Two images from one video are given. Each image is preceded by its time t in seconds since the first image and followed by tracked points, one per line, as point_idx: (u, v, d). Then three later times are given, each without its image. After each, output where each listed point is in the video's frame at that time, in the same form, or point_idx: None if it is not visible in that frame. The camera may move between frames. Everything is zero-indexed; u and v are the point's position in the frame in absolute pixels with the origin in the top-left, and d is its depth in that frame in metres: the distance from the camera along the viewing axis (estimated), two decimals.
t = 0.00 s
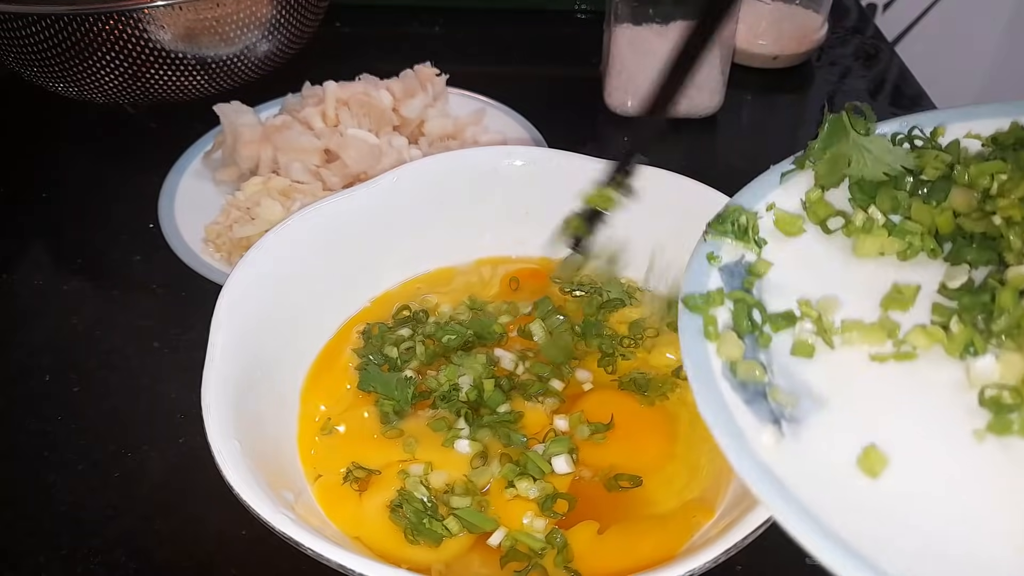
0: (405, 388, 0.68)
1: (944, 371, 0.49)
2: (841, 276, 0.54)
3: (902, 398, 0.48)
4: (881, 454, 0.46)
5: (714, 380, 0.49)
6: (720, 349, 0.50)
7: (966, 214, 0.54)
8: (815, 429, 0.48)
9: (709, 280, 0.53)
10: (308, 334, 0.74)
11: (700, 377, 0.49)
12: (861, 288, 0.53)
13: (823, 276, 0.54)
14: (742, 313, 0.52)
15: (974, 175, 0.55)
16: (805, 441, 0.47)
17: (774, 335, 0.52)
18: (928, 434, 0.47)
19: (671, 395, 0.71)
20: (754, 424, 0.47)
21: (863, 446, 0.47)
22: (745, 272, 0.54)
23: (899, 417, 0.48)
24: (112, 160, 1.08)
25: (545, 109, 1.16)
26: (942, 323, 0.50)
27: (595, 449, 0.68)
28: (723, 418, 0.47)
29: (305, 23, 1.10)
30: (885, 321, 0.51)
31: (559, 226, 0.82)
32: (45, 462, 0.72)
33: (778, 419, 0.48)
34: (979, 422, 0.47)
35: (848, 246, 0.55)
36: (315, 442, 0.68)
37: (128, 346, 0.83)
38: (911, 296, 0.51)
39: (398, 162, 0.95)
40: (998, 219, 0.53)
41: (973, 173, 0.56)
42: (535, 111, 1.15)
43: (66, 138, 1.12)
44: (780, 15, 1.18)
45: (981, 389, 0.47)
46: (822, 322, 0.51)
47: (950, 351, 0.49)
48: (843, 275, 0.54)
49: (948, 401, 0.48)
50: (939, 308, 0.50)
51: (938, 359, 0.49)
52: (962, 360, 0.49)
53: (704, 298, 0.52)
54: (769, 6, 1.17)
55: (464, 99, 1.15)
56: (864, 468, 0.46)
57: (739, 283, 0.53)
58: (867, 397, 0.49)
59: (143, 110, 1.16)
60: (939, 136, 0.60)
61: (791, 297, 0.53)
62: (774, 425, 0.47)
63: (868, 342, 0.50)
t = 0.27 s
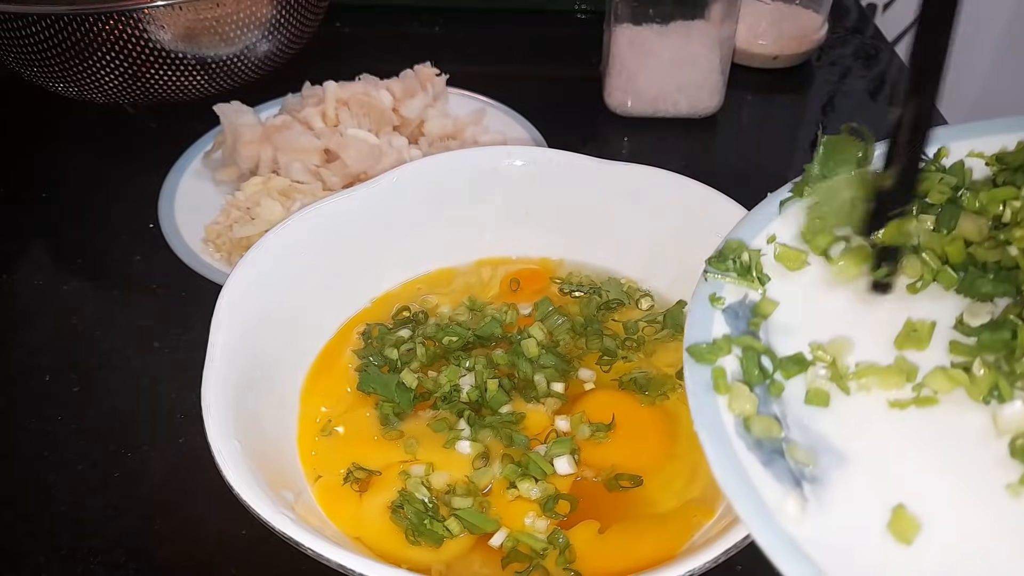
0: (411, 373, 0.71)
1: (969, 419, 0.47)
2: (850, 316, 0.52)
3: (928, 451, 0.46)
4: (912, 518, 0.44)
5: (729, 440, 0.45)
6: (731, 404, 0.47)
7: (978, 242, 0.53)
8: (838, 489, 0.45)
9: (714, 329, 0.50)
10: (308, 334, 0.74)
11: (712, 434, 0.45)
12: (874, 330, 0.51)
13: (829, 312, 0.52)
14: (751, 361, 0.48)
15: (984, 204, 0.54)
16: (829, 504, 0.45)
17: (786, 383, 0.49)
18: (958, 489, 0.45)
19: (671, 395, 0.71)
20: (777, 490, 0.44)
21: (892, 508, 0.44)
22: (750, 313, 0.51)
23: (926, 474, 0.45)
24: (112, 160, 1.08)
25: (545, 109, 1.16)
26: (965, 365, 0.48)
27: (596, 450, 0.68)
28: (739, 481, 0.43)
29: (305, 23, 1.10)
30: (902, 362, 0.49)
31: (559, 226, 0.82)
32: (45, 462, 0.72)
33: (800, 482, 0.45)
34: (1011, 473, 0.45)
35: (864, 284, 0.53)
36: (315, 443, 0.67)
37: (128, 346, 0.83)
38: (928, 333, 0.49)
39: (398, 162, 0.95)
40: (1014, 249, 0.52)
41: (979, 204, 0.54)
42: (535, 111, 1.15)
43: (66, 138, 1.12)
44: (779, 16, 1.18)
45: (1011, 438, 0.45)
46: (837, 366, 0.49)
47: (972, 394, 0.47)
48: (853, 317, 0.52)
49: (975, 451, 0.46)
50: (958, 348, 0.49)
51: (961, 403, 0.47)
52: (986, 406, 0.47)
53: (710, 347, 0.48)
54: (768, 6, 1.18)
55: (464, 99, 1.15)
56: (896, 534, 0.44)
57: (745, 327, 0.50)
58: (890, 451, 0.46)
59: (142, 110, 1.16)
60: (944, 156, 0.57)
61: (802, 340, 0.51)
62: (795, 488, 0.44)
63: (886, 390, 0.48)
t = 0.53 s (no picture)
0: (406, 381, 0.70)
1: (956, 450, 0.49)
2: (835, 339, 0.52)
3: (916, 487, 0.48)
4: (902, 561, 0.46)
5: (719, 485, 0.44)
6: (721, 444, 0.46)
7: (961, 264, 0.53)
8: (830, 531, 0.46)
9: (702, 362, 0.49)
10: (308, 334, 0.74)
11: (707, 483, 0.44)
12: (861, 352, 0.52)
13: (812, 335, 0.52)
14: (739, 399, 0.48)
15: (968, 225, 0.52)
16: (822, 548, 0.46)
17: (774, 417, 0.49)
18: (943, 523, 0.47)
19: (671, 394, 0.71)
20: (771, 539, 0.44)
21: (883, 551, 0.46)
22: (736, 341, 0.50)
23: (912, 512, 0.48)
24: (112, 160, 1.08)
25: (544, 109, 1.16)
26: (953, 396, 0.50)
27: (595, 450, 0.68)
28: (734, 531, 0.43)
29: (305, 22, 1.10)
30: (890, 394, 0.50)
31: (558, 226, 0.82)
32: (45, 462, 0.72)
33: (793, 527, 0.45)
34: (999, 509, 0.47)
35: (848, 307, 0.53)
36: (315, 443, 0.67)
37: (128, 346, 0.83)
38: (914, 362, 0.51)
39: (398, 162, 0.96)
40: (998, 275, 0.51)
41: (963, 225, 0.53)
42: (535, 111, 1.15)
43: (65, 137, 1.12)
44: (781, 14, 1.17)
45: (996, 471, 0.47)
46: (825, 399, 0.50)
47: (960, 428, 0.49)
48: (837, 341, 0.52)
49: (962, 486, 0.48)
50: (947, 377, 0.50)
51: (949, 435, 0.49)
52: (973, 437, 0.49)
53: (699, 383, 0.47)
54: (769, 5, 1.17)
55: (464, 99, 1.15)
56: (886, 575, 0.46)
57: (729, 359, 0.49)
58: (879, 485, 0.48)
59: (143, 111, 1.16)
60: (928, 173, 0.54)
61: (788, 372, 0.51)
62: (789, 536, 0.45)
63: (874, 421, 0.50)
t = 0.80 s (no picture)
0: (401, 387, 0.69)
1: (953, 477, 0.47)
2: (825, 368, 0.52)
3: (915, 520, 0.47)
4: None
5: (716, 521, 0.46)
6: (716, 483, 0.47)
7: (947, 289, 0.51)
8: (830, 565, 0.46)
9: (693, 398, 0.50)
10: (308, 334, 0.73)
11: (703, 521, 0.46)
12: (852, 383, 0.51)
13: (801, 368, 0.52)
14: (733, 434, 0.49)
15: (951, 250, 0.52)
16: None
17: (769, 451, 0.49)
18: (944, 555, 0.46)
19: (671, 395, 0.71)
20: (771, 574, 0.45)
21: None
22: (725, 375, 0.51)
23: (912, 544, 0.46)
24: (112, 160, 1.08)
25: (544, 109, 1.16)
26: (948, 424, 0.48)
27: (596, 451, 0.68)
28: (730, 564, 0.44)
29: (305, 22, 1.10)
30: (883, 424, 0.49)
31: (559, 226, 0.82)
32: (45, 462, 0.72)
33: (793, 563, 0.46)
34: (1002, 540, 0.45)
35: (837, 335, 0.53)
36: (315, 443, 0.67)
37: (128, 346, 0.83)
38: (906, 390, 0.50)
39: (397, 162, 0.96)
40: (985, 299, 0.49)
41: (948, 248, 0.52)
42: (534, 111, 1.15)
43: (65, 137, 1.12)
44: (780, 15, 1.18)
45: (994, 500, 0.46)
46: (819, 432, 0.50)
47: (957, 456, 0.47)
48: (826, 371, 0.52)
49: (961, 516, 0.46)
50: (940, 405, 0.48)
51: (946, 464, 0.48)
52: (970, 465, 0.47)
53: (692, 420, 0.49)
54: (769, 5, 1.17)
55: (464, 99, 1.15)
56: None
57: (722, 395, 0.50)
58: (877, 517, 0.47)
59: (143, 111, 1.16)
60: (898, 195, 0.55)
61: (781, 406, 0.51)
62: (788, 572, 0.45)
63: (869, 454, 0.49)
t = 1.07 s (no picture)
0: (399, 387, 0.69)
1: (970, 473, 0.47)
2: (844, 356, 0.51)
3: (931, 512, 0.46)
4: None
5: (730, 503, 0.46)
6: (733, 467, 0.47)
7: (970, 282, 0.52)
8: (846, 557, 0.46)
9: (711, 381, 0.50)
10: (307, 334, 0.73)
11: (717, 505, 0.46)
12: (871, 371, 0.51)
13: (823, 354, 0.52)
14: (750, 419, 0.49)
15: (976, 243, 0.52)
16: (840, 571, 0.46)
17: (786, 438, 0.49)
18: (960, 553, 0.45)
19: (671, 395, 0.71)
20: (783, 561, 0.45)
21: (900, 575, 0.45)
22: (743, 359, 0.51)
23: (923, 536, 0.46)
24: (112, 160, 1.08)
25: (544, 109, 1.16)
26: (966, 418, 0.48)
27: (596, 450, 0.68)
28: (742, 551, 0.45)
29: (305, 22, 1.10)
30: (901, 415, 0.49)
31: (559, 226, 0.82)
32: (45, 462, 0.72)
33: (807, 551, 0.46)
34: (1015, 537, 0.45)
35: (856, 323, 0.53)
36: (314, 443, 0.67)
37: (128, 346, 0.83)
38: (925, 382, 0.49)
39: (397, 162, 0.96)
40: (1007, 295, 0.50)
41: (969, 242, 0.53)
42: (534, 111, 1.15)
43: (65, 137, 1.12)
44: (781, 15, 1.18)
45: (1012, 497, 0.46)
46: (837, 421, 0.49)
47: (973, 450, 0.47)
48: (842, 357, 0.51)
49: (977, 511, 0.46)
50: (959, 398, 0.49)
51: (963, 458, 0.47)
52: (988, 460, 0.47)
53: (709, 404, 0.49)
54: (769, 5, 1.17)
55: (464, 99, 1.15)
56: None
57: (739, 381, 0.50)
58: (895, 507, 0.47)
59: (143, 111, 1.16)
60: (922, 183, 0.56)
61: (799, 389, 0.50)
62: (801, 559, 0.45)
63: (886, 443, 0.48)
